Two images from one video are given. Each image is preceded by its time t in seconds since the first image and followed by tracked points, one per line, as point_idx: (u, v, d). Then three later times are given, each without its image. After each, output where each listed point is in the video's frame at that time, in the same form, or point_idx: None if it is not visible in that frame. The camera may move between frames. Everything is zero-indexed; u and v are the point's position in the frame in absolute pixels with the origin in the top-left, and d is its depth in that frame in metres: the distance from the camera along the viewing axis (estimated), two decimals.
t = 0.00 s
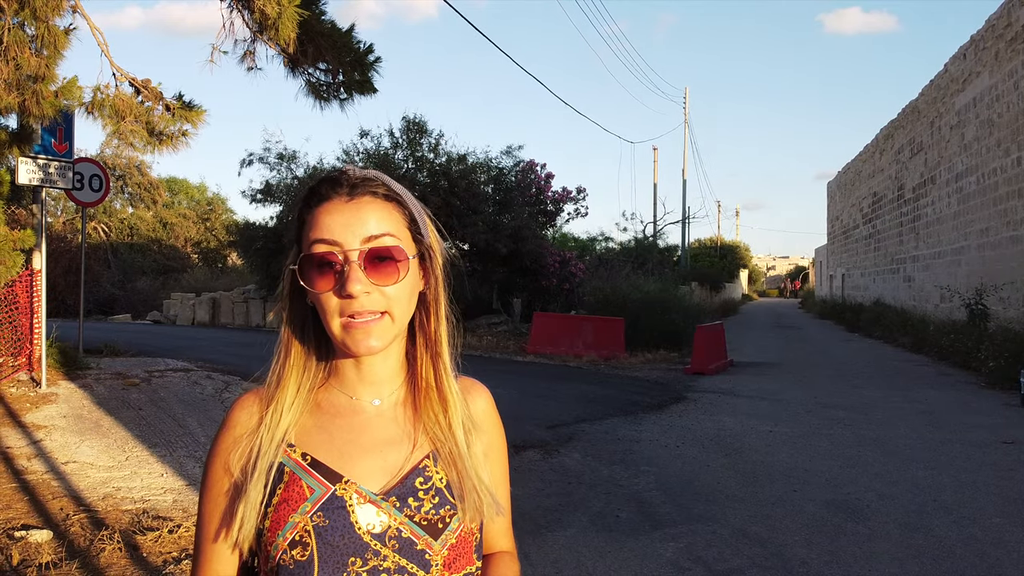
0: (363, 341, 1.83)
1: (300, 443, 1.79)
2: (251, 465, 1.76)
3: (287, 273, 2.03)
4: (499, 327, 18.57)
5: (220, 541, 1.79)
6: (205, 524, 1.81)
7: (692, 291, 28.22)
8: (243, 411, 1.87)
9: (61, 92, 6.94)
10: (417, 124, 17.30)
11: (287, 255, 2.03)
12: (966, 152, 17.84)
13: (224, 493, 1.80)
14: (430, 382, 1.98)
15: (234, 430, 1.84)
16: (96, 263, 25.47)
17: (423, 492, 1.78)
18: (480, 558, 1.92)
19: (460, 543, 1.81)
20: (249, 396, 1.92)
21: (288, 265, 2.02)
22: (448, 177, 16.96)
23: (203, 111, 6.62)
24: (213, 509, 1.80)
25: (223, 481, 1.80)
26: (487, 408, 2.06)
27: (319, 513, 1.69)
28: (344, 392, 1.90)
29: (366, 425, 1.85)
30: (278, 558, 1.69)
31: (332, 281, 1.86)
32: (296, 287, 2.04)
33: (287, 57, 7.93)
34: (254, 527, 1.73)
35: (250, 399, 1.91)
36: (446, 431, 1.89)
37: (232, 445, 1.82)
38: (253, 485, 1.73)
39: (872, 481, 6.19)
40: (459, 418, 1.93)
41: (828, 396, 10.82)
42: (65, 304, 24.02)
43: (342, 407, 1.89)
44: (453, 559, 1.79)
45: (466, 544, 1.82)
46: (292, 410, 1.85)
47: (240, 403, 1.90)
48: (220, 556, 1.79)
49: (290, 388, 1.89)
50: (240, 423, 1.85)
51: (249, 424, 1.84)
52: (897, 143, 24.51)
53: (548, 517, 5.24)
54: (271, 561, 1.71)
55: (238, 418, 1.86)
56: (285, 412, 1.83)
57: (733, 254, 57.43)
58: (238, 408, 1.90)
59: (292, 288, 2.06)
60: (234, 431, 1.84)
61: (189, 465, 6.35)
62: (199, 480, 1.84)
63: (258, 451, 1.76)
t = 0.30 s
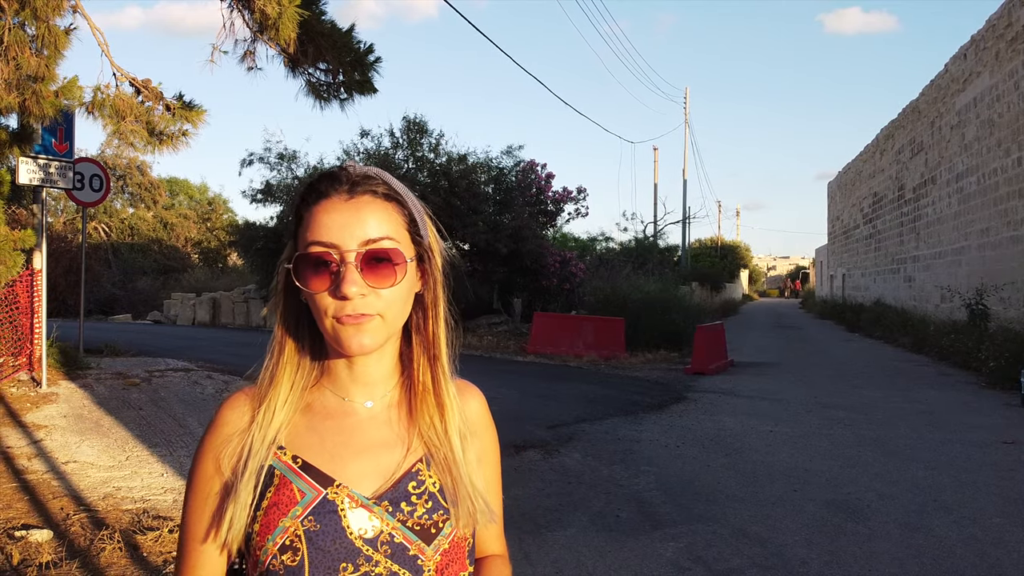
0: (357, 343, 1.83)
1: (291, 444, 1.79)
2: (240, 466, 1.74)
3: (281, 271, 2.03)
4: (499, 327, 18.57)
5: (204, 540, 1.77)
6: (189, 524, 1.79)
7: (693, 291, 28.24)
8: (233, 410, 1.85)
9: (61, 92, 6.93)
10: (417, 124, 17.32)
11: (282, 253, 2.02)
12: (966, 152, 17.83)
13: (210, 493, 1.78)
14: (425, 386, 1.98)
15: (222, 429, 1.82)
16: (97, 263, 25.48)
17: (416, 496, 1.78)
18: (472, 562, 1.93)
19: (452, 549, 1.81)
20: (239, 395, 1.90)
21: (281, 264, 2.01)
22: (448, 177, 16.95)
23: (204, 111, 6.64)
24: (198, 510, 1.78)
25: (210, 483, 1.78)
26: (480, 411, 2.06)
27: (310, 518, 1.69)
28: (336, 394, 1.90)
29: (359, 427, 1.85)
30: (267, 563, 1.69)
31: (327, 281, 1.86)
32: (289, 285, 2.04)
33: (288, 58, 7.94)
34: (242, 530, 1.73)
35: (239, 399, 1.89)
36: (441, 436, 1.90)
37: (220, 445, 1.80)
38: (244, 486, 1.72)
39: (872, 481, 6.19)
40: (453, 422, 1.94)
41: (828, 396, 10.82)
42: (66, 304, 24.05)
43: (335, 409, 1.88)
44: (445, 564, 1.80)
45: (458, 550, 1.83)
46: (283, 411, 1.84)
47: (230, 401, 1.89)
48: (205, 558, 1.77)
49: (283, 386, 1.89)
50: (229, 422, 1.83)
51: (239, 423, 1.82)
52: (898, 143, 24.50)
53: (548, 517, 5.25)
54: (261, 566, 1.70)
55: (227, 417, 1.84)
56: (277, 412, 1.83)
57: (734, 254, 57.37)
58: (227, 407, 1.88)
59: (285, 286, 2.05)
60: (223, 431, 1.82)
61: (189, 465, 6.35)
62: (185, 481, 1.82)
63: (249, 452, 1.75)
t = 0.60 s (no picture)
0: (349, 336, 1.81)
1: (282, 454, 1.75)
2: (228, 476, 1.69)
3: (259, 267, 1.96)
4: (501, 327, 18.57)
5: (188, 550, 1.72)
6: (171, 536, 1.72)
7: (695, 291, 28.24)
8: (213, 415, 1.77)
9: (63, 92, 6.96)
10: (418, 124, 17.33)
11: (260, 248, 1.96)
12: (968, 152, 17.82)
13: (195, 504, 1.71)
14: (413, 387, 2.01)
15: (202, 437, 1.74)
16: (98, 263, 25.51)
17: (413, 502, 1.79)
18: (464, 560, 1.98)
19: (450, 552, 1.85)
20: (218, 399, 1.83)
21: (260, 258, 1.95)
22: (449, 177, 16.94)
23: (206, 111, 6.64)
24: (181, 522, 1.71)
25: (193, 493, 1.71)
26: (462, 407, 2.12)
27: (309, 534, 1.67)
28: (322, 397, 1.87)
29: (349, 430, 1.84)
30: None
31: (320, 268, 1.82)
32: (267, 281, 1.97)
33: (289, 57, 7.95)
34: (236, 545, 1.69)
35: (217, 404, 1.81)
36: (431, 437, 1.93)
37: (201, 456, 1.73)
38: (234, 495, 1.68)
39: (874, 481, 6.18)
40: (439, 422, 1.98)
41: (830, 396, 10.82)
42: (67, 303, 24.07)
43: (322, 409, 1.86)
44: (444, 567, 1.83)
45: (454, 553, 1.87)
46: (271, 413, 1.79)
47: (207, 408, 1.81)
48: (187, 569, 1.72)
49: (266, 389, 1.83)
50: (210, 429, 1.76)
51: (221, 432, 1.74)
52: (899, 143, 24.48)
53: (550, 517, 5.24)
54: None
55: (206, 425, 1.76)
56: (262, 416, 1.77)
57: (735, 254, 57.35)
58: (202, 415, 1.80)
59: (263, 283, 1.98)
60: (204, 439, 1.74)
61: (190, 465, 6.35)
62: (162, 493, 1.73)
63: (238, 460, 1.70)
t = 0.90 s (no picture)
0: (381, 332, 1.81)
1: (295, 454, 1.73)
2: (245, 477, 1.66)
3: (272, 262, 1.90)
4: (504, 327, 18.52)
5: (198, 551, 1.69)
6: (180, 539, 1.68)
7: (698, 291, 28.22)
8: (221, 415, 1.72)
9: (67, 93, 6.96)
10: (422, 124, 17.33)
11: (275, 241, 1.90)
12: (972, 152, 17.78)
13: (207, 506, 1.68)
14: (409, 383, 2.03)
15: (212, 438, 1.69)
16: (102, 263, 25.57)
17: (421, 495, 1.82)
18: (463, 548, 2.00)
19: (455, 540, 1.88)
20: (226, 398, 1.77)
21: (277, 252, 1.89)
22: (452, 177, 16.93)
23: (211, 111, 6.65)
24: (192, 525, 1.68)
25: (205, 496, 1.67)
26: (450, 401, 2.15)
27: (331, 530, 1.67)
28: (330, 395, 1.86)
29: (357, 427, 1.84)
30: None
31: (360, 265, 1.79)
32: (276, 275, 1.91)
33: (294, 58, 7.96)
34: (254, 546, 1.68)
35: (224, 404, 1.76)
36: (428, 432, 1.96)
37: (215, 458, 1.68)
38: (249, 495, 1.65)
39: (878, 482, 6.17)
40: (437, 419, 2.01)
41: (833, 396, 10.81)
42: (71, 304, 24.12)
43: (333, 407, 1.85)
44: (451, 556, 1.86)
45: (459, 542, 1.90)
46: (284, 411, 1.76)
47: (213, 408, 1.75)
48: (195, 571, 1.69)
49: (278, 386, 1.79)
50: (220, 430, 1.71)
51: (232, 433, 1.70)
52: (903, 143, 24.45)
53: (554, 517, 5.24)
54: None
55: (213, 425, 1.71)
56: (273, 414, 1.73)
57: (739, 254, 57.28)
58: (209, 415, 1.74)
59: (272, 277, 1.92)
60: (215, 442, 1.69)
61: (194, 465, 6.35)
62: (170, 496, 1.68)
63: (255, 460, 1.67)
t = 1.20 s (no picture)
0: (418, 344, 1.82)
1: (342, 438, 1.69)
2: (305, 465, 1.60)
3: (317, 265, 1.83)
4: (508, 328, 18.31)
5: (242, 547, 1.57)
6: (227, 535, 1.56)
7: (702, 292, 28.18)
8: (272, 407, 1.63)
9: (71, 94, 6.98)
10: (426, 125, 17.34)
11: (322, 246, 1.84)
12: (976, 152, 17.74)
13: (262, 497, 1.58)
14: (406, 380, 2.05)
15: (266, 430, 1.60)
16: (106, 264, 25.64)
17: (442, 470, 1.84)
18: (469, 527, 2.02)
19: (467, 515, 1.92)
20: (272, 392, 1.68)
21: (324, 257, 1.83)
22: (456, 177, 16.95)
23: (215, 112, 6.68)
24: (244, 519, 1.56)
25: (261, 489, 1.57)
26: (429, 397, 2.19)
27: (387, 500, 1.66)
28: (361, 394, 1.83)
29: (384, 423, 1.83)
30: (353, 553, 1.62)
31: (409, 280, 1.81)
32: (314, 277, 1.84)
33: (297, 59, 7.97)
34: (312, 529, 1.60)
35: (271, 397, 1.66)
36: (432, 421, 2.01)
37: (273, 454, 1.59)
38: (309, 479, 1.59)
39: (883, 484, 6.14)
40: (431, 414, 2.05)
41: (838, 397, 10.78)
42: (75, 304, 24.19)
43: (365, 405, 1.83)
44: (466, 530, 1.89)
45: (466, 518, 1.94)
46: (330, 404, 1.71)
47: (259, 399, 1.64)
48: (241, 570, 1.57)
49: (325, 386, 1.72)
50: (274, 420, 1.61)
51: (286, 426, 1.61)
52: (908, 143, 24.38)
53: (558, 520, 5.22)
54: (340, 559, 1.62)
55: (265, 418, 1.60)
56: (323, 409, 1.68)
57: (742, 254, 57.18)
58: (255, 407, 1.63)
59: (310, 279, 1.84)
60: (272, 434, 1.60)
61: (198, 466, 6.36)
62: (222, 490, 1.55)
63: (314, 446, 1.62)
